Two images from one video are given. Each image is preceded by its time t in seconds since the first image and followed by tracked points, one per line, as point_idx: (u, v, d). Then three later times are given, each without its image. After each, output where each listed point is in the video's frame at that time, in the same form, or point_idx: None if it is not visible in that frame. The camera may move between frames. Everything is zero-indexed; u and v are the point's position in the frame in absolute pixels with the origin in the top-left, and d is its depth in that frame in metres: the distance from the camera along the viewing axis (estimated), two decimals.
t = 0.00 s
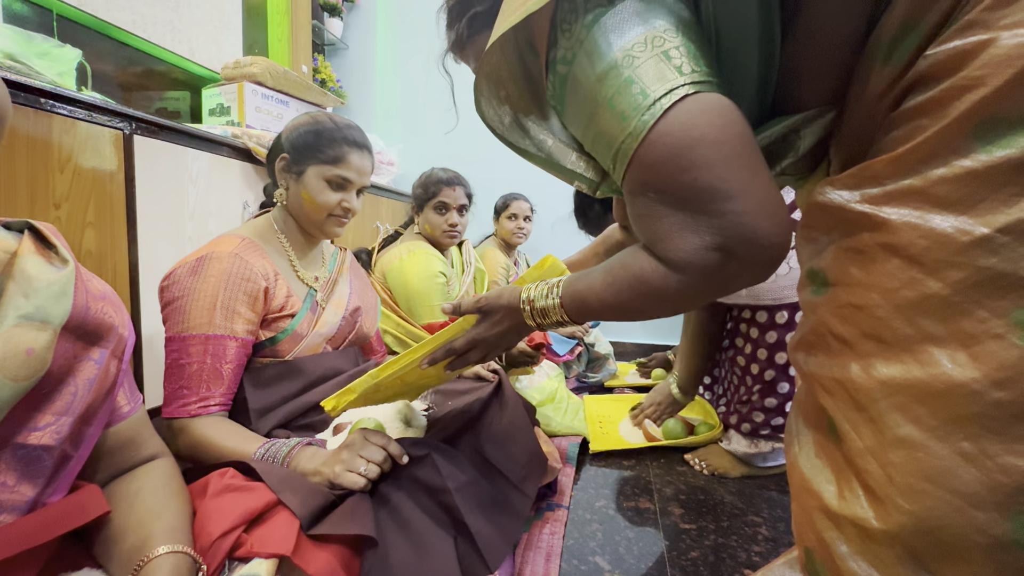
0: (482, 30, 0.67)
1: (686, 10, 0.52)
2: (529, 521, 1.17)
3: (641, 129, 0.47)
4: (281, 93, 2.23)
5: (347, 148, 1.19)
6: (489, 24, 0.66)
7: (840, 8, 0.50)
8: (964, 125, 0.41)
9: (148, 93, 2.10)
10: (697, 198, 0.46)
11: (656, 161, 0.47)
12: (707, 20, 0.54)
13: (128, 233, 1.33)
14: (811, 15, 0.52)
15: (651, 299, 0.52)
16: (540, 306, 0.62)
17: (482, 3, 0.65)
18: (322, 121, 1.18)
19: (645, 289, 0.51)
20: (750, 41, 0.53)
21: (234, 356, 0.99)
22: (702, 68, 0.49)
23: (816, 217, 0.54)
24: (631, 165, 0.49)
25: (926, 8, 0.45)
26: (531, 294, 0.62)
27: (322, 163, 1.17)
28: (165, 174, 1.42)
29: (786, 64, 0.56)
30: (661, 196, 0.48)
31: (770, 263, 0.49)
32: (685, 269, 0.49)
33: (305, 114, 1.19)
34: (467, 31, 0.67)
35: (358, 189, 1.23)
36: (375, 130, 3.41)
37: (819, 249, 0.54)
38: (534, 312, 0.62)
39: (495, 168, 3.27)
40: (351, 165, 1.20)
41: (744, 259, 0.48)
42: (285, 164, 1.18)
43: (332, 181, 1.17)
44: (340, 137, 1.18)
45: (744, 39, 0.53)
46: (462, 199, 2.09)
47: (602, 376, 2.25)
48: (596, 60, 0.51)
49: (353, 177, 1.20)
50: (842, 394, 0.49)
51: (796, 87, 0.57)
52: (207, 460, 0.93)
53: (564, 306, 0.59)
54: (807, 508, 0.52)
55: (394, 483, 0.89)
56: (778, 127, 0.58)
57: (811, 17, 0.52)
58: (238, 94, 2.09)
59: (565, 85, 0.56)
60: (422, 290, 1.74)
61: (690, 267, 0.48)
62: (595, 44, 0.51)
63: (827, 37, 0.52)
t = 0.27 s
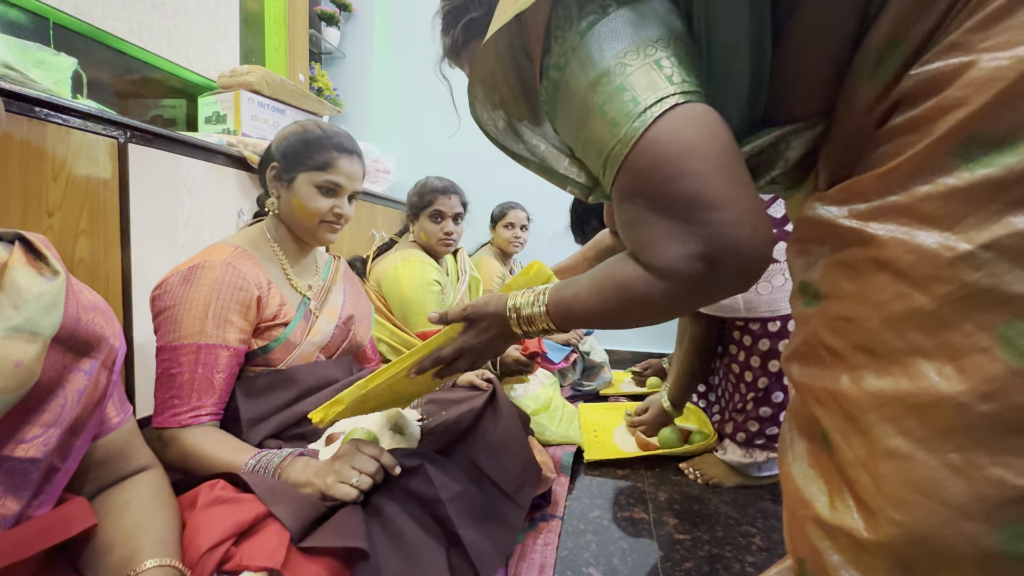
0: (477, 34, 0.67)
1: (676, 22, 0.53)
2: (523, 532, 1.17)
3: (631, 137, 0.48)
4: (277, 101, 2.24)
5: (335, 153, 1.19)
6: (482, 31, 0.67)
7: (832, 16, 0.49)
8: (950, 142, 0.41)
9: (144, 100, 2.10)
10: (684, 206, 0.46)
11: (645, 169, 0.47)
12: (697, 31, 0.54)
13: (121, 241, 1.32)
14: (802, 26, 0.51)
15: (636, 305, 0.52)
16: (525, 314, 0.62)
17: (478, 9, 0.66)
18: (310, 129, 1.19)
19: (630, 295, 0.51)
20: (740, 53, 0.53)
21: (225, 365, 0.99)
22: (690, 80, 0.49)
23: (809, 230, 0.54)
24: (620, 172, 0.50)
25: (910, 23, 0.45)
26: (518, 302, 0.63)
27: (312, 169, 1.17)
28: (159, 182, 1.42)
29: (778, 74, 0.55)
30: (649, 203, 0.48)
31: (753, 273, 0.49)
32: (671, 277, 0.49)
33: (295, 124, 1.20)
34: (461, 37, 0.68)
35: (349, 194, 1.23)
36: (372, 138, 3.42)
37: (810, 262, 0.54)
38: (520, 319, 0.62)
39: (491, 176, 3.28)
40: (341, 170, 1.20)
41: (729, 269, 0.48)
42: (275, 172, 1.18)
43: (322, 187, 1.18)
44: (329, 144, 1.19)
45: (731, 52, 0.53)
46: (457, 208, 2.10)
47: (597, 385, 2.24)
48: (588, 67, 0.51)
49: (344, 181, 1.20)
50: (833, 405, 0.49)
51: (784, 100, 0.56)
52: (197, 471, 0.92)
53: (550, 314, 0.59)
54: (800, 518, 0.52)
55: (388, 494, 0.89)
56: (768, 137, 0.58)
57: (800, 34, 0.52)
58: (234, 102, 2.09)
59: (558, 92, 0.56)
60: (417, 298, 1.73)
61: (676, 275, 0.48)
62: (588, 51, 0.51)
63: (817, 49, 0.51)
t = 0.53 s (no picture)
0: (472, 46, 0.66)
1: (667, 41, 0.53)
2: (515, 548, 1.15)
3: (617, 155, 0.47)
4: (271, 111, 2.24)
5: (328, 165, 1.18)
6: (475, 44, 0.66)
7: (816, 40, 0.50)
8: (939, 162, 0.41)
9: (137, 109, 2.09)
10: (665, 225, 0.46)
11: (628, 187, 0.47)
12: (687, 51, 0.54)
13: (109, 251, 1.31)
14: (792, 43, 0.51)
15: (615, 323, 0.51)
16: (506, 327, 0.61)
17: (472, 22, 0.66)
18: (303, 140, 1.18)
19: (610, 312, 0.51)
20: (731, 70, 0.53)
21: (212, 379, 0.97)
22: (676, 102, 0.49)
23: (803, 248, 0.54)
24: (605, 190, 0.49)
25: (897, 45, 0.45)
26: (498, 314, 0.61)
27: (304, 181, 1.16)
28: (150, 192, 1.41)
29: (767, 94, 0.55)
30: (632, 221, 0.48)
31: (728, 297, 0.49)
32: (651, 296, 0.48)
33: (287, 135, 1.19)
34: (454, 49, 0.67)
35: (341, 206, 1.22)
36: (367, 148, 3.43)
37: (802, 277, 0.54)
38: (501, 332, 0.61)
39: (486, 186, 3.29)
40: (334, 183, 1.19)
41: (709, 290, 0.47)
42: (267, 183, 1.17)
43: (313, 199, 1.17)
44: (320, 155, 1.18)
45: (719, 70, 0.53)
46: (451, 218, 2.10)
47: (591, 396, 2.23)
48: (578, 84, 0.51)
49: (336, 196, 1.19)
50: (826, 423, 0.49)
51: (774, 119, 0.56)
52: (181, 486, 0.90)
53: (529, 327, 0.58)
54: (794, 536, 0.51)
55: (376, 510, 0.87)
56: (754, 157, 0.57)
57: (790, 52, 0.52)
58: (229, 111, 2.09)
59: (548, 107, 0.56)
60: (411, 309, 1.71)
61: (655, 293, 0.48)
62: (578, 67, 0.51)
63: (808, 69, 0.51)
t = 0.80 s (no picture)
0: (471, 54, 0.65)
1: (661, 55, 0.52)
2: (509, 559, 1.14)
3: (604, 171, 0.47)
4: (267, 118, 2.24)
5: (327, 178, 1.18)
6: (470, 54, 0.66)
7: (812, 53, 0.50)
8: (927, 180, 0.41)
9: (133, 115, 2.08)
10: (650, 240, 0.46)
11: (616, 201, 0.47)
12: (679, 65, 0.53)
13: (102, 258, 1.30)
14: (787, 57, 0.51)
15: (600, 337, 0.50)
16: (488, 339, 0.60)
17: (466, 34, 0.66)
18: (304, 151, 1.18)
19: (594, 326, 0.50)
20: (722, 86, 0.52)
21: (205, 389, 0.97)
22: (665, 118, 0.49)
23: (796, 262, 0.54)
24: (593, 204, 0.49)
25: (887, 61, 0.45)
26: (480, 326, 0.61)
27: (303, 194, 1.16)
28: (144, 199, 1.40)
29: (759, 108, 0.55)
30: (619, 236, 0.48)
31: (714, 313, 0.48)
32: (635, 311, 0.47)
33: (289, 145, 1.19)
34: (450, 59, 0.67)
35: (339, 219, 1.22)
36: (364, 155, 3.43)
37: (794, 291, 0.54)
38: (482, 345, 0.61)
39: (482, 193, 3.30)
40: (333, 196, 1.19)
41: (695, 306, 0.47)
42: (266, 193, 1.17)
43: (312, 212, 1.17)
44: (322, 169, 1.17)
45: (711, 85, 0.52)
46: (447, 226, 2.10)
47: (586, 404, 2.23)
48: (569, 97, 0.50)
49: (334, 208, 1.19)
50: (818, 438, 0.49)
51: (767, 135, 0.56)
52: (171, 498, 0.89)
53: (511, 340, 0.58)
54: (787, 550, 0.51)
55: (369, 523, 0.87)
56: (746, 171, 0.57)
57: (784, 63, 0.52)
58: (225, 118, 2.09)
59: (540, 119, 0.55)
60: (406, 317, 1.71)
61: (638, 308, 0.47)
62: (571, 81, 0.50)
63: (802, 84, 0.52)
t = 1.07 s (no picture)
0: (464, 46, 0.63)
1: (657, 51, 0.52)
2: (502, 567, 1.13)
3: (606, 165, 0.47)
4: (263, 122, 2.23)
5: (324, 185, 1.18)
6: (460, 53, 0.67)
7: (803, 57, 0.49)
8: (917, 191, 0.42)
9: (127, 118, 2.07)
10: (655, 234, 0.45)
11: (619, 195, 0.46)
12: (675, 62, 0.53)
13: (94, 262, 1.29)
14: (781, 56, 0.50)
15: (602, 335, 0.49)
16: (485, 341, 0.59)
17: (457, 33, 0.66)
18: (301, 157, 1.17)
19: (597, 325, 0.49)
20: (719, 84, 0.52)
21: (196, 395, 0.96)
22: (665, 113, 0.49)
23: (786, 270, 0.54)
24: (594, 199, 0.48)
25: (874, 69, 0.45)
26: (478, 329, 0.60)
27: (298, 200, 1.15)
28: (137, 203, 1.40)
29: (752, 112, 0.55)
30: (623, 230, 0.47)
31: (717, 310, 0.48)
32: (640, 308, 0.47)
33: (285, 149, 1.19)
34: (441, 59, 0.68)
35: (334, 226, 1.21)
36: (359, 160, 3.43)
37: (785, 299, 0.54)
38: (481, 347, 0.59)
39: (478, 198, 3.30)
40: (328, 204, 1.18)
41: (699, 303, 0.46)
42: (261, 198, 1.17)
43: (307, 218, 1.16)
44: (319, 175, 1.17)
45: (708, 82, 0.52)
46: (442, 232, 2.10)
47: (582, 409, 2.22)
48: (567, 92, 0.50)
49: (329, 216, 1.18)
50: (811, 446, 0.49)
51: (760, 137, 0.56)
52: (160, 506, 0.88)
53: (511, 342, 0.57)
54: (779, 559, 0.51)
55: (360, 531, 0.86)
56: (738, 177, 0.57)
57: (775, 66, 0.51)
58: (220, 122, 2.08)
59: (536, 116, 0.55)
60: (400, 322, 1.71)
61: (645, 304, 0.46)
62: (569, 75, 0.50)
63: (792, 89, 0.51)
